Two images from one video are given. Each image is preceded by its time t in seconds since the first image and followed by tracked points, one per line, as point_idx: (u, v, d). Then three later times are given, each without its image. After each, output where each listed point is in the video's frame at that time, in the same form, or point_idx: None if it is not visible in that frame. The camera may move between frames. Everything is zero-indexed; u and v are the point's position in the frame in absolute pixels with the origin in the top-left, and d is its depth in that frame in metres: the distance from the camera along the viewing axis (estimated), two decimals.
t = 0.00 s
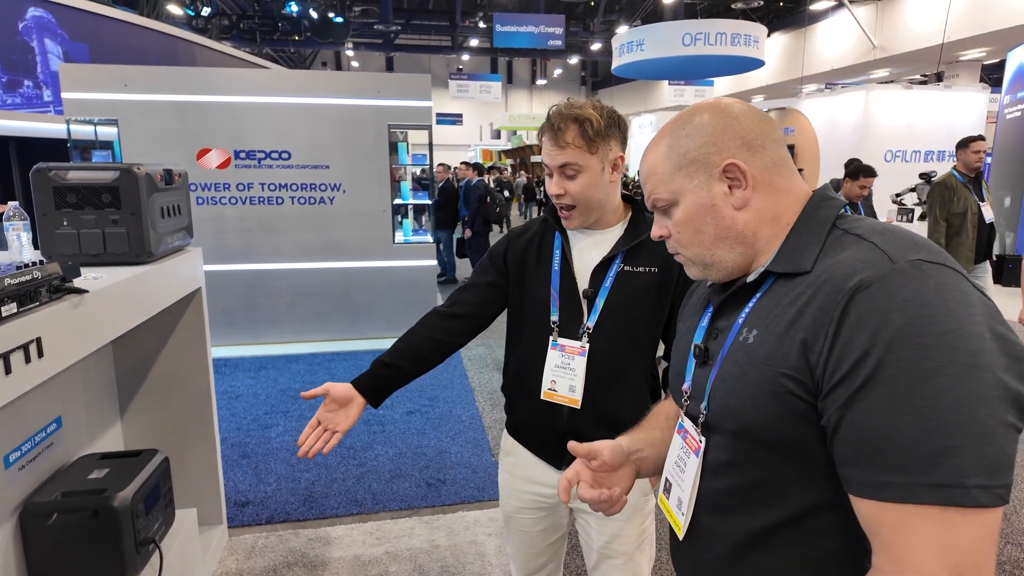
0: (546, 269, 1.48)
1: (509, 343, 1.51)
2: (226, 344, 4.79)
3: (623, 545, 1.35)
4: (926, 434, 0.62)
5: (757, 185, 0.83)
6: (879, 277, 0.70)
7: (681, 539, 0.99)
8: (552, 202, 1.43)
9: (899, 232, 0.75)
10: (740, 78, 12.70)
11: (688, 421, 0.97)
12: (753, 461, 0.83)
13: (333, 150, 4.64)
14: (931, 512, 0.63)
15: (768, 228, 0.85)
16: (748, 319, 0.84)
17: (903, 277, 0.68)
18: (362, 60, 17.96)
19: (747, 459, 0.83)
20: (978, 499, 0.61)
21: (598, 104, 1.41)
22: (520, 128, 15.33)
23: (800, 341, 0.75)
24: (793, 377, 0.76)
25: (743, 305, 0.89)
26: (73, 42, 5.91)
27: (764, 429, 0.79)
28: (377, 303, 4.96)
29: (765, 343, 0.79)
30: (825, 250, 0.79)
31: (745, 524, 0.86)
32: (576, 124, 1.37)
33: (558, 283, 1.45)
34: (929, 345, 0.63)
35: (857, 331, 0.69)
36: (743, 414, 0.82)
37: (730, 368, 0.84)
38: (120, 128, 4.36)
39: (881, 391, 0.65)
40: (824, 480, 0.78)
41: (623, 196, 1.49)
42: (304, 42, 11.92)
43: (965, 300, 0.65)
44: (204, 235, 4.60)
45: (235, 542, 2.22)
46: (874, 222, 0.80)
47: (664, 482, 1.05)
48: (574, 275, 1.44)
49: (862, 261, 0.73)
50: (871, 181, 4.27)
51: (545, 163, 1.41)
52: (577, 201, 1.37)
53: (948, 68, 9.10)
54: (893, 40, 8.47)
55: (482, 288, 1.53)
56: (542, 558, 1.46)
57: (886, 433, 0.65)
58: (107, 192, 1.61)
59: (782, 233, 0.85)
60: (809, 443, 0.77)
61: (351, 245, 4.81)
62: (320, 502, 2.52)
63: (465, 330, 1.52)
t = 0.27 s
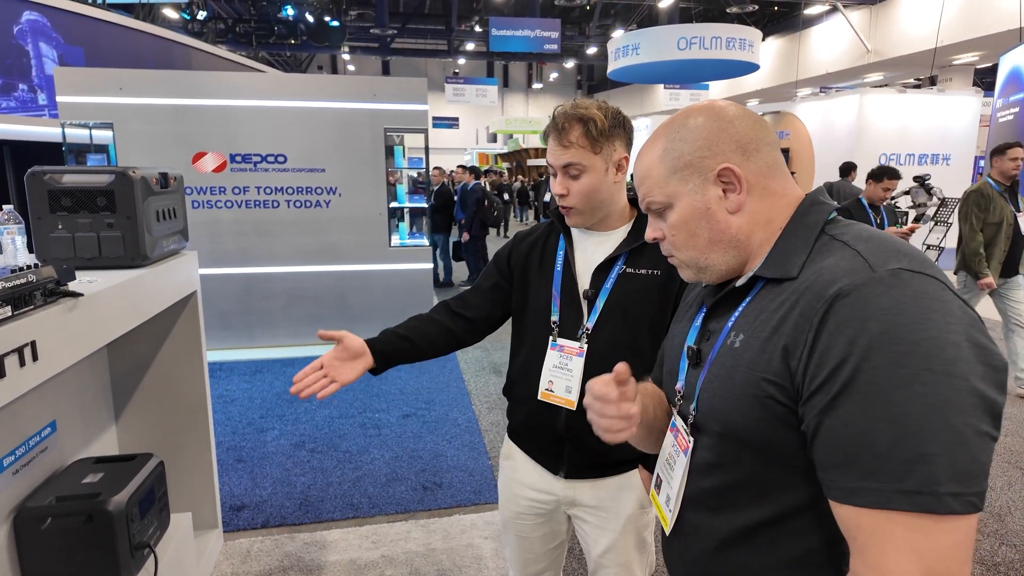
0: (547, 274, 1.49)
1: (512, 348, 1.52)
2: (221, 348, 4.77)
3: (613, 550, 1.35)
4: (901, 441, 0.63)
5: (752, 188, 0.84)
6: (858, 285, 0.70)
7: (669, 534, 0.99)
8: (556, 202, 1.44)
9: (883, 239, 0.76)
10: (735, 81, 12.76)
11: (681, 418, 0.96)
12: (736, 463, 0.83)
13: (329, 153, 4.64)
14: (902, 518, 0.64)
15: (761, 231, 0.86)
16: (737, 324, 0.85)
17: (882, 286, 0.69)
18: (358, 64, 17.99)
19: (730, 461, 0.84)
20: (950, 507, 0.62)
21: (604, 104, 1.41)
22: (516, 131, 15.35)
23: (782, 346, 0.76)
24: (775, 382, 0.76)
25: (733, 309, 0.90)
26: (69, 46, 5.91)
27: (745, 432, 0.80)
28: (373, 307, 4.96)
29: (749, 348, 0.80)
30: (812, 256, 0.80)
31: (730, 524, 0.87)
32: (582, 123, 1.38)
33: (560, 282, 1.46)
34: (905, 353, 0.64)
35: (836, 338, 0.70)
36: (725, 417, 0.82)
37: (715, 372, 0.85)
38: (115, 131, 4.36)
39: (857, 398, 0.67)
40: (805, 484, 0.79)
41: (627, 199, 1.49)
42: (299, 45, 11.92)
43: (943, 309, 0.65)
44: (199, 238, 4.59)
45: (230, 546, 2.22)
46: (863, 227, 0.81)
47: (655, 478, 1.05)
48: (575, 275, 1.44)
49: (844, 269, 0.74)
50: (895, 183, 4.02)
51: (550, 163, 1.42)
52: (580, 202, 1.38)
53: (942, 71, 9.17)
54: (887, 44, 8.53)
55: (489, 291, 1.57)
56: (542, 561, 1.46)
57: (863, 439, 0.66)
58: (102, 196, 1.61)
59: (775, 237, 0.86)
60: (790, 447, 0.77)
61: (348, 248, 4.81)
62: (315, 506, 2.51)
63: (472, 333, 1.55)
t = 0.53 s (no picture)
0: (547, 276, 1.50)
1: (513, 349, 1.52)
2: (219, 351, 4.77)
3: (610, 550, 1.36)
4: (891, 438, 0.64)
5: (741, 190, 0.85)
6: (847, 286, 0.71)
7: (667, 533, 1.01)
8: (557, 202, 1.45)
9: (872, 240, 0.77)
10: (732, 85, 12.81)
11: (676, 418, 0.97)
12: (730, 463, 0.84)
13: (328, 156, 4.65)
14: (894, 514, 0.65)
15: (751, 233, 0.87)
16: (731, 326, 0.86)
17: (870, 287, 0.70)
18: (357, 67, 18.04)
19: (725, 462, 0.85)
20: (938, 502, 0.63)
21: (606, 106, 1.42)
22: (514, 134, 15.38)
23: (775, 347, 0.77)
24: (769, 383, 0.77)
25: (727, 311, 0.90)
26: (67, 50, 5.93)
27: (740, 432, 0.81)
28: (372, 309, 4.96)
29: (744, 349, 0.81)
30: (803, 258, 0.81)
31: (728, 522, 0.87)
32: (584, 124, 1.39)
33: (559, 282, 1.47)
34: (892, 353, 0.65)
35: (827, 339, 0.71)
36: (720, 418, 0.83)
37: (709, 374, 0.85)
38: (114, 135, 4.36)
39: (847, 397, 0.67)
40: (799, 482, 0.79)
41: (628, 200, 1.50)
42: (298, 49, 11.95)
43: (930, 309, 0.67)
44: (198, 241, 4.59)
45: (229, 549, 2.22)
46: (852, 228, 0.82)
47: (652, 474, 1.06)
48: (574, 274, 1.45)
49: (834, 271, 0.75)
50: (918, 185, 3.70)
51: (552, 163, 1.44)
52: (582, 202, 1.39)
53: (938, 74, 9.22)
54: (883, 48, 8.56)
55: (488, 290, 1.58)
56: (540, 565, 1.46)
57: (853, 438, 0.67)
58: (101, 199, 1.61)
59: (765, 239, 0.87)
60: (784, 446, 0.78)
61: (346, 252, 4.82)
62: (314, 509, 2.51)
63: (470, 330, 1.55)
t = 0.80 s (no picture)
0: (539, 277, 1.53)
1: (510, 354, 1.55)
2: (218, 354, 4.78)
3: (607, 551, 1.36)
4: (893, 438, 0.66)
5: (733, 194, 0.87)
6: (845, 289, 0.73)
7: (664, 534, 1.01)
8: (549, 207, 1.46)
9: (866, 244, 0.79)
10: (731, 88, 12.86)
11: (671, 421, 0.98)
12: (731, 464, 0.85)
13: (327, 159, 4.66)
14: (899, 511, 0.66)
15: (744, 236, 0.88)
16: (728, 328, 0.87)
17: (868, 290, 0.71)
18: (356, 71, 18.08)
19: (726, 463, 0.86)
20: (939, 498, 0.64)
21: (597, 113, 1.44)
22: (513, 138, 15.42)
23: (775, 350, 0.78)
24: (769, 385, 0.78)
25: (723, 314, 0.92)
26: (67, 53, 5.94)
27: (742, 433, 0.82)
28: (370, 312, 4.97)
29: (743, 352, 0.82)
30: (798, 261, 0.82)
31: (729, 522, 0.88)
32: (575, 130, 1.41)
33: (551, 289, 1.49)
34: (893, 354, 0.66)
35: (827, 341, 0.72)
36: (722, 420, 0.84)
37: (710, 376, 0.86)
38: (113, 138, 4.38)
39: (849, 399, 0.69)
40: (800, 482, 0.80)
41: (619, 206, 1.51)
42: (297, 52, 12.00)
43: (925, 311, 0.68)
44: (197, 244, 4.60)
45: (228, 551, 2.22)
46: (844, 232, 0.84)
47: (646, 477, 1.07)
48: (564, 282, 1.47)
49: (831, 274, 0.76)
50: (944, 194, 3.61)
51: (544, 169, 1.45)
52: (574, 207, 1.40)
53: (935, 78, 9.25)
54: (881, 51, 8.59)
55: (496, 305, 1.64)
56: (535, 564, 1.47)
57: (855, 439, 0.68)
58: (101, 202, 1.63)
59: (758, 242, 0.88)
60: (785, 447, 0.79)
61: (345, 255, 4.83)
62: (312, 511, 2.52)
63: (493, 349, 1.64)
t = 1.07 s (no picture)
0: (531, 277, 1.54)
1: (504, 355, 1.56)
2: (217, 357, 4.79)
3: (603, 551, 1.37)
4: (884, 436, 0.66)
5: (728, 194, 0.88)
6: (839, 290, 0.74)
7: (659, 531, 1.01)
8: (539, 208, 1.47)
9: (859, 245, 0.80)
10: (730, 91, 12.89)
11: (667, 419, 0.99)
12: (725, 461, 0.86)
13: (327, 162, 4.67)
14: (890, 508, 0.67)
15: (740, 237, 0.89)
16: (723, 328, 0.88)
17: (860, 290, 0.72)
18: (355, 74, 18.11)
19: (721, 461, 0.86)
20: (929, 496, 0.65)
21: (586, 115, 1.45)
22: (513, 141, 15.45)
23: (769, 350, 0.79)
24: (763, 384, 0.79)
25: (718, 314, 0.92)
26: (67, 57, 5.96)
27: (736, 432, 0.83)
28: (370, 315, 4.98)
29: (738, 351, 0.83)
30: (792, 262, 0.83)
31: (723, 520, 0.88)
32: (565, 132, 1.42)
33: (541, 290, 1.50)
34: (884, 353, 0.67)
35: (820, 341, 0.73)
36: (716, 419, 0.85)
37: (705, 375, 0.87)
38: (113, 141, 4.39)
39: (841, 398, 0.69)
40: (794, 479, 0.81)
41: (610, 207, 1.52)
42: (297, 56, 12.02)
43: (916, 311, 0.69)
44: (197, 247, 4.61)
45: (227, 553, 2.23)
46: (837, 233, 0.85)
47: (641, 474, 1.08)
48: (554, 283, 1.49)
49: (824, 275, 0.77)
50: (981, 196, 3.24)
51: (534, 170, 1.46)
52: (564, 208, 1.42)
53: (933, 81, 9.28)
54: (879, 55, 8.63)
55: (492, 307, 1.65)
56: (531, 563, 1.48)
57: (848, 437, 0.69)
58: (102, 205, 1.64)
59: (753, 243, 0.90)
60: (779, 446, 0.80)
61: (344, 257, 4.84)
62: (311, 513, 2.52)
63: (488, 349, 1.65)
